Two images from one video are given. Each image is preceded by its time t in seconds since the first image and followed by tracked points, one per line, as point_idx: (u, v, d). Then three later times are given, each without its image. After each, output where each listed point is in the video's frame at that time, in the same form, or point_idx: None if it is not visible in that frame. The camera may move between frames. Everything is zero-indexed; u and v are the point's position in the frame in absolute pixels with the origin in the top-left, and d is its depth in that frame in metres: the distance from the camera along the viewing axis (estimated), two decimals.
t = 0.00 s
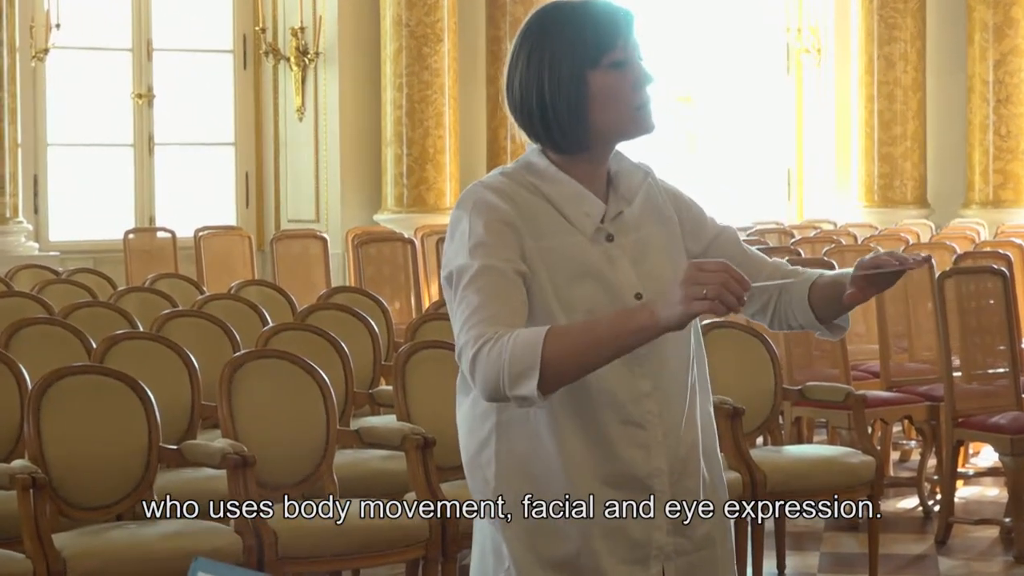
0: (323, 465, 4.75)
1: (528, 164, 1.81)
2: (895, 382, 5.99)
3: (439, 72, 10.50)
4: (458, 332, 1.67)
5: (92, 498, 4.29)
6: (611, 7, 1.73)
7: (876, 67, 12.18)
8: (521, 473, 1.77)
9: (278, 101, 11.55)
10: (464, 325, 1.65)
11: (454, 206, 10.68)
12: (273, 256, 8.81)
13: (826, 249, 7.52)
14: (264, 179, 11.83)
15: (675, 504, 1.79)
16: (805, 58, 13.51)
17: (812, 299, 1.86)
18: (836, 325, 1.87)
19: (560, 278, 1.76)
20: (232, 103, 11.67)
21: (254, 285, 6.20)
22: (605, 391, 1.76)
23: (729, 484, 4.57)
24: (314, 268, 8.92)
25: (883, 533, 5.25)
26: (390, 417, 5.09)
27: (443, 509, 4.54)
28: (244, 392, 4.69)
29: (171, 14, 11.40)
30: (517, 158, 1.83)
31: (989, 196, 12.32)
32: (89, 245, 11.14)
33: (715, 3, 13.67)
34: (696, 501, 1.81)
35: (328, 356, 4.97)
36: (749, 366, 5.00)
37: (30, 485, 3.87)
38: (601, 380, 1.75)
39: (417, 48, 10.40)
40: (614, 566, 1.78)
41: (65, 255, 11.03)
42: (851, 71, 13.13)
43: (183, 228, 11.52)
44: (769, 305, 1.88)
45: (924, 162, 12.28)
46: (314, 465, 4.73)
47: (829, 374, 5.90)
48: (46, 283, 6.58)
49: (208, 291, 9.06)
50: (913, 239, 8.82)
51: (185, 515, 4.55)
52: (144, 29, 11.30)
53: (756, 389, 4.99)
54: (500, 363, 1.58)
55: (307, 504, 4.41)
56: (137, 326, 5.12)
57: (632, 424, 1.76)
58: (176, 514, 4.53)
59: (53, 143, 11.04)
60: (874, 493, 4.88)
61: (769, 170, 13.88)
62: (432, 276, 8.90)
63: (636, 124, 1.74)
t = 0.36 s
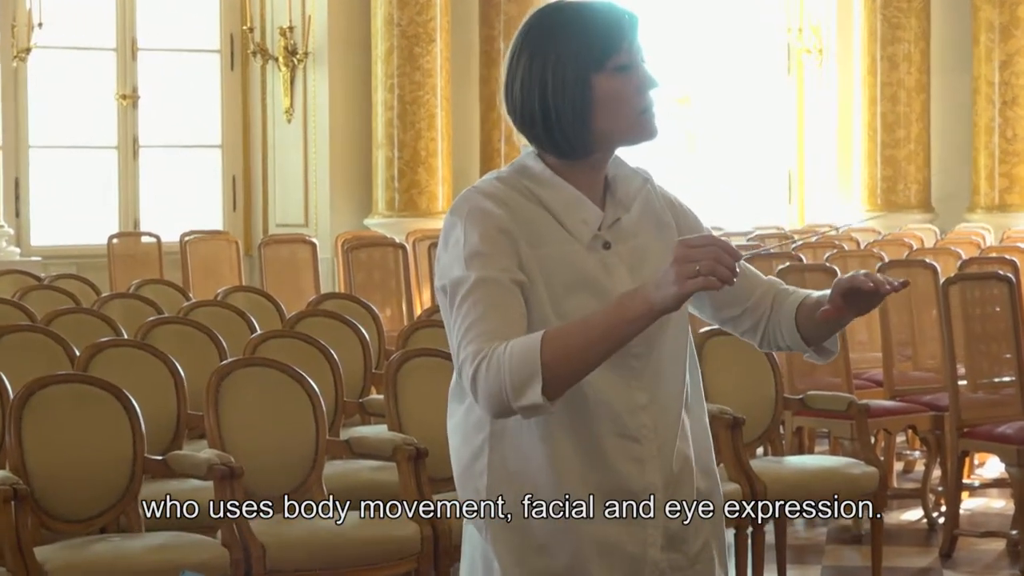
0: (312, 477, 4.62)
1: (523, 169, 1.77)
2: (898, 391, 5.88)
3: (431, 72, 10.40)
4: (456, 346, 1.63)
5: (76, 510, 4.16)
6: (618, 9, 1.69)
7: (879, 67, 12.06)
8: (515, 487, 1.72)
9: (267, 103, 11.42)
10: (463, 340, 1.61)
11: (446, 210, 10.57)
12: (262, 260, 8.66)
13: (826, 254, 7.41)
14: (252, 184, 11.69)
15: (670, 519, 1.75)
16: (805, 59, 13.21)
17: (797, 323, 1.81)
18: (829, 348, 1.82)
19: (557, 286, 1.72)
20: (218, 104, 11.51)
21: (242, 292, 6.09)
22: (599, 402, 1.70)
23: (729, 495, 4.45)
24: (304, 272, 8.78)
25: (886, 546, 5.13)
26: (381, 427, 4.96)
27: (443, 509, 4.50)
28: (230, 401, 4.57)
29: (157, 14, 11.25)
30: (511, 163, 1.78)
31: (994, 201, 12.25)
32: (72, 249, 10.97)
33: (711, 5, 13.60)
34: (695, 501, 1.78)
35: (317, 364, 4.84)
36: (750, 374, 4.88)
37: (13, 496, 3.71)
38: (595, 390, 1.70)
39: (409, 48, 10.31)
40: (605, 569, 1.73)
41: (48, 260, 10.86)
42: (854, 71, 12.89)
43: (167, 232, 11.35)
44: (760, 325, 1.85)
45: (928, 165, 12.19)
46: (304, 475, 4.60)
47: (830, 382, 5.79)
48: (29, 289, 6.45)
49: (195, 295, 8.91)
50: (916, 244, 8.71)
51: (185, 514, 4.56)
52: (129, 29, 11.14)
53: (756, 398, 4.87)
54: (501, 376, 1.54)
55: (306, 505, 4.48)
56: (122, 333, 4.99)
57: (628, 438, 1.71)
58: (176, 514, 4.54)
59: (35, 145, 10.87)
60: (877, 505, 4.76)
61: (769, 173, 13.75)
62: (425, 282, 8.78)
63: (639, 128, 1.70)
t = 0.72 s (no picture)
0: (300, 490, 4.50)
1: (517, 177, 1.81)
2: (900, 403, 5.78)
3: (421, 75, 10.27)
4: (449, 374, 1.65)
5: (56, 524, 4.03)
6: (620, 16, 1.73)
7: (879, 70, 11.91)
8: (516, 501, 1.76)
9: (253, 108, 11.22)
10: (455, 368, 1.64)
11: (437, 216, 10.44)
12: (247, 267, 8.50)
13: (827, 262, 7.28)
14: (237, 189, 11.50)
15: (666, 537, 1.79)
16: (805, 62, 13.14)
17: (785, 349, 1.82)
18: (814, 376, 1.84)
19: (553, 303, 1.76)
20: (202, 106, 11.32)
21: (227, 300, 5.99)
22: (597, 420, 1.75)
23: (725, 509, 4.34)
24: (291, 279, 8.60)
25: (888, 561, 5.02)
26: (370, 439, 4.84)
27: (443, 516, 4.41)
28: (216, 413, 4.45)
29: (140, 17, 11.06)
30: (504, 171, 1.82)
31: (998, 207, 12.09)
32: (53, 255, 10.76)
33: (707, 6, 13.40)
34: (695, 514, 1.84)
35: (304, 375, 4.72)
36: (746, 385, 4.78)
37: None
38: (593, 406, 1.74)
39: (398, 49, 10.16)
40: None
41: (27, 266, 10.64)
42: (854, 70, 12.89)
43: (151, 238, 11.15)
44: (750, 343, 1.86)
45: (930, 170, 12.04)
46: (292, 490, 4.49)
47: (829, 394, 5.68)
48: (10, 298, 6.33)
49: (178, 304, 8.72)
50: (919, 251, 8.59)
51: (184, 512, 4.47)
52: (111, 29, 10.94)
53: (753, 410, 4.76)
54: (493, 414, 1.57)
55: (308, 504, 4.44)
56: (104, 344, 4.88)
57: (625, 454, 1.76)
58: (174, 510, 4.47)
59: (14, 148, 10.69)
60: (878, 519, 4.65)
61: (769, 178, 13.54)
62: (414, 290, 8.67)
63: (638, 139, 1.73)
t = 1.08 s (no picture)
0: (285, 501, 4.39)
1: (507, 182, 1.79)
2: (901, 411, 5.66)
3: (409, 75, 10.09)
4: (431, 392, 1.64)
5: (33, 537, 3.88)
6: (623, 22, 1.70)
7: (880, 69, 11.74)
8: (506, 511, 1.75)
9: (236, 112, 10.84)
10: (437, 389, 1.63)
11: (424, 221, 10.26)
12: (229, 274, 8.32)
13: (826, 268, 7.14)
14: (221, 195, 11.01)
15: (662, 551, 1.79)
16: (803, 61, 13.03)
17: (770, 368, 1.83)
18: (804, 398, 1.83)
19: (542, 315, 1.74)
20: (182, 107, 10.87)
21: (208, 307, 5.88)
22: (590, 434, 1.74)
23: (722, 522, 4.22)
24: (274, 286, 8.44)
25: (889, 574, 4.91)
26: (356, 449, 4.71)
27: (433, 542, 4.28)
28: (198, 422, 4.33)
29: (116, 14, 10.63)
30: (495, 174, 1.80)
31: (1001, 211, 11.91)
32: (31, 261, 10.35)
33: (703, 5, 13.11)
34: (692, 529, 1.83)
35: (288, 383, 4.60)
36: (742, 393, 4.66)
37: None
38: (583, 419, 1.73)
39: (385, 49, 9.99)
40: None
41: (4, 273, 10.24)
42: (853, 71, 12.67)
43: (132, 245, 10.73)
44: (742, 353, 1.88)
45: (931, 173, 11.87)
46: (275, 502, 4.36)
47: (828, 402, 5.57)
48: None
49: (158, 312, 8.48)
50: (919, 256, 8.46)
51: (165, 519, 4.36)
52: (90, 26, 10.53)
53: (749, 419, 4.64)
54: (471, 444, 1.57)
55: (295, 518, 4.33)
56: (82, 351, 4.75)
57: (617, 468, 1.75)
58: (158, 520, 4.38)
59: None
60: (878, 530, 4.54)
61: (767, 181, 13.28)
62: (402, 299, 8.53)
63: (631, 154, 1.70)
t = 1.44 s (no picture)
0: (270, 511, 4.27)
1: (498, 181, 1.71)
2: (902, 418, 5.56)
3: (397, 74, 9.93)
4: (409, 395, 1.57)
5: (12, 548, 3.75)
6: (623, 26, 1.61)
7: (880, 68, 11.59)
8: (496, 518, 1.70)
9: (217, 111, 10.58)
10: (414, 392, 1.56)
11: (413, 223, 10.10)
12: (212, 278, 8.16)
13: (825, 272, 7.03)
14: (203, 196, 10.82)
15: (660, 561, 1.72)
16: (801, 59, 12.85)
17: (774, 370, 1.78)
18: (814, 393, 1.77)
19: (531, 318, 1.66)
20: (166, 107, 10.63)
21: (190, 311, 5.80)
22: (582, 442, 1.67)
23: (719, 532, 4.11)
24: (258, 291, 8.28)
25: None
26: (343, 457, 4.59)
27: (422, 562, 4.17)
28: (182, 430, 4.22)
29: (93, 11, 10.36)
30: (487, 174, 1.73)
31: (1004, 212, 11.76)
32: (9, 265, 10.10)
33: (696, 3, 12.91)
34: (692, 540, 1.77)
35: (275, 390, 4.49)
36: (739, 400, 4.55)
37: None
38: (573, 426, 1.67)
39: (373, 47, 9.83)
40: None
41: None
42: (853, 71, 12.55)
43: (112, 247, 10.49)
44: (751, 350, 1.81)
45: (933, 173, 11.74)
46: (259, 512, 4.25)
47: (827, 409, 5.48)
48: None
49: (139, 317, 8.32)
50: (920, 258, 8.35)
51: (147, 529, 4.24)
52: (69, 22, 10.28)
53: (745, 425, 4.54)
54: (444, 452, 1.50)
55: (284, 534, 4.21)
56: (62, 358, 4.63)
57: (610, 476, 1.69)
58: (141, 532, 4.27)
59: None
60: (879, 539, 4.43)
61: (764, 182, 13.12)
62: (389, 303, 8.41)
63: (611, 167, 1.62)
